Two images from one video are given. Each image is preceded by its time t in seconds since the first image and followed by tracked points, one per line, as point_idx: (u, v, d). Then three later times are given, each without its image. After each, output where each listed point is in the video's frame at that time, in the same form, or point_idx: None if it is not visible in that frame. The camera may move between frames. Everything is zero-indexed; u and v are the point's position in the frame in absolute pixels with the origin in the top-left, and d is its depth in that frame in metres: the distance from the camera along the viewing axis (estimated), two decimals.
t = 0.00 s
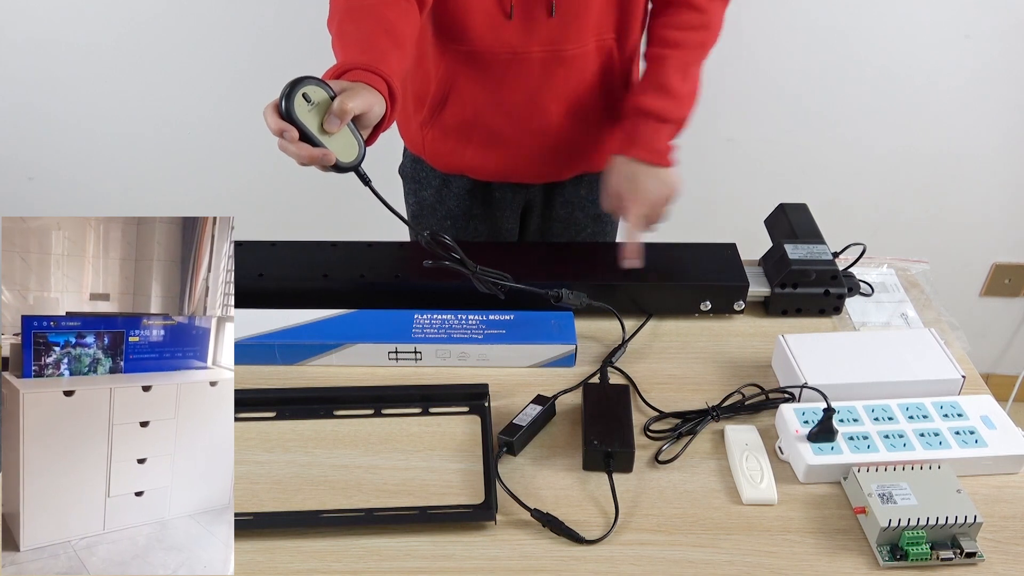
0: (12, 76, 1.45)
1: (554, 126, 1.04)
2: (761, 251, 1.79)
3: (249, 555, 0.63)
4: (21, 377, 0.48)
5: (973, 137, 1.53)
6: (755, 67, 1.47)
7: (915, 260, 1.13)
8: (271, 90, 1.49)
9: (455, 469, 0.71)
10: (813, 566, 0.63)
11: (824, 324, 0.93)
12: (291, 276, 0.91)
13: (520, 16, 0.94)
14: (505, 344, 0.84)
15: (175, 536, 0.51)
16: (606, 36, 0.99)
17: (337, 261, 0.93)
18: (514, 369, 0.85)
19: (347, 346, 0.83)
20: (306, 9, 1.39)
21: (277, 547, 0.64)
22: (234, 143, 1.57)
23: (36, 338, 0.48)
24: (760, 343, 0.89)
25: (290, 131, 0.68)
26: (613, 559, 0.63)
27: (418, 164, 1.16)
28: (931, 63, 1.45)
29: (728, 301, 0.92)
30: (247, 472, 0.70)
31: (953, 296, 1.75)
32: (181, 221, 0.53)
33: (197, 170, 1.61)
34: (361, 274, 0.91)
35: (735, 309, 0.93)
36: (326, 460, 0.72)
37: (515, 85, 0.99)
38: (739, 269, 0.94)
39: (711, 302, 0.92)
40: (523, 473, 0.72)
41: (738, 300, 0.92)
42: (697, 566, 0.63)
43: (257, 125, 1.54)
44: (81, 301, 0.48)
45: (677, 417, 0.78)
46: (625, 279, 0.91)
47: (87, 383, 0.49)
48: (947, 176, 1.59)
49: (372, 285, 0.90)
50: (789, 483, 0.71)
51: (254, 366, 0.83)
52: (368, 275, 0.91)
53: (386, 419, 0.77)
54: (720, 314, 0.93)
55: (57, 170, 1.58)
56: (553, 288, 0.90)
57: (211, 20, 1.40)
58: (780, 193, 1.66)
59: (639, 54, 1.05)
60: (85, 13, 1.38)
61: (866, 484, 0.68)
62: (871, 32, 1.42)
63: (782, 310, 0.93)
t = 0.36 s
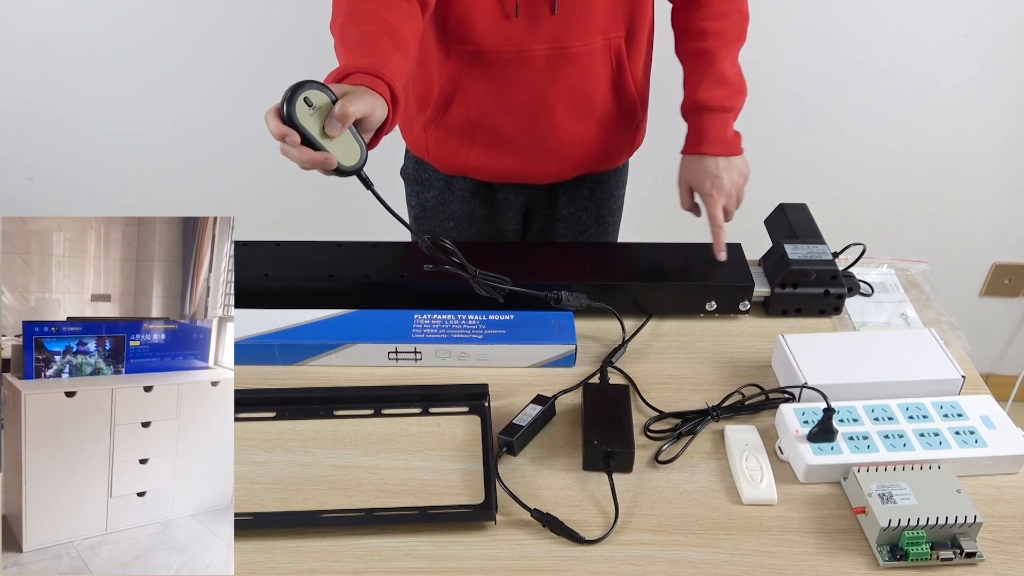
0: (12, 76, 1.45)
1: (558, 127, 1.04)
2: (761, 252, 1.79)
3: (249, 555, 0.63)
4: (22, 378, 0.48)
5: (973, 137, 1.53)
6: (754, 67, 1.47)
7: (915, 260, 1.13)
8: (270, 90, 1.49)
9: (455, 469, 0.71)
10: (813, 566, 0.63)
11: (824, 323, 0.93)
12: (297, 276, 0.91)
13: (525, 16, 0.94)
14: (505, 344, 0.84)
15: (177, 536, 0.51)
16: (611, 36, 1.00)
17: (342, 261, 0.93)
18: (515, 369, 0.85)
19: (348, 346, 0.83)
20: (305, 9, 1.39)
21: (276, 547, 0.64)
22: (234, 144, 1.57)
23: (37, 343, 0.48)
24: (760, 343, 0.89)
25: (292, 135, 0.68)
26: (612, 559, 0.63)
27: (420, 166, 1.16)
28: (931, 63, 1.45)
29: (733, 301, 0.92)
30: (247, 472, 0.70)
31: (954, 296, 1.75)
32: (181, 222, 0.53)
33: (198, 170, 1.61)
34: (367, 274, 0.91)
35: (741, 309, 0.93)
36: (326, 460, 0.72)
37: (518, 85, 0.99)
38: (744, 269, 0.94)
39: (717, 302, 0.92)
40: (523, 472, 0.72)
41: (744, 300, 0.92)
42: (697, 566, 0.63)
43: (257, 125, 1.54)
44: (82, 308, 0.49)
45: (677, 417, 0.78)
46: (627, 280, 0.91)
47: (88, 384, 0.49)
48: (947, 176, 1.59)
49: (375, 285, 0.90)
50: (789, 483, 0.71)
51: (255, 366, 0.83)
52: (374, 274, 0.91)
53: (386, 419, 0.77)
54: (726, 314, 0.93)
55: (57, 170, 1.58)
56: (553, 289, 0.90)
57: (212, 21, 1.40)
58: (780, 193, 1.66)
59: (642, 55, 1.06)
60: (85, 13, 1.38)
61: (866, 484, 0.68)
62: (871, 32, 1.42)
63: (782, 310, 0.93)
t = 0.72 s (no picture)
0: (12, 76, 1.45)
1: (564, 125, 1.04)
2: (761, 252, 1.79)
3: (249, 555, 0.63)
4: (21, 382, 0.48)
5: (973, 137, 1.53)
6: (754, 67, 1.47)
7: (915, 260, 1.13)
8: (271, 90, 1.49)
9: (455, 469, 0.71)
10: (813, 566, 0.63)
11: (824, 324, 0.93)
12: (302, 276, 0.91)
13: (530, 15, 0.94)
14: (506, 344, 0.84)
15: (176, 539, 0.51)
16: (616, 35, 1.00)
17: (346, 262, 0.93)
18: (515, 369, 0.85)
19: (348, 347, 0.83)
20: (306, 9, 1.39)
21: (276, 547, 0.64)
22: (233, 143, 1.57)
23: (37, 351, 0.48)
24: (760, 343, 0.89)
25: (297, 126, 0.67)
26: (612, 559, 0.63)
27: (424, 165, 1.16)
28: (931, 63, 1.45)
29: (738, 301, 0.92)
30: (247, 472, 0.70)
31: (954, 296, 1.75)
32: (179, 224, 0.52)
33: (198, 170, 1.61)
34: (372, 274, 0.91)
35: (746, 309, 0.93)
36: (326, 460, 0.72)
37: (523, 84, 0.99)
38: (749, 269, 0.94)
39: (723, 303, 0.92)
40: (523, 473, 0.72)
41: (750, 300, 0.92)
42: (697, 566, 0.63)
43: (257, 125, 1.54)
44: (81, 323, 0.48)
45: (677, 417, 0.78)
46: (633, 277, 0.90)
47: (87, 389, 0.49)
48: (947, 176, 1.59)
49: (378, 285, 0.90)
50: (789, 483, 0.71)
51: (255, 366, 0.83)
52: (379, 275, 0.91)
53: (386, 419, 0.77)
54: (730, 314, 0.93)
55: (57, 171, 1.58)
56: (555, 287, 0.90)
57: (212, 20, 1.40)
58: (780, 193, 1.66)
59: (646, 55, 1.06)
60: (85, 12, 1.38)
61: (866, 484, 0.68)
62: (871, 32, 1.42)
63: (782, 310, 0.93)
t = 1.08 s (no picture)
0: (12, 77, 1.45)
1: (570, 128, 1.04)
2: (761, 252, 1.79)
3: (249, 555, 0.63)
4: (22, 382, 0.48)
5: (973, 137, 1.53)
6: (754, 67, 1.47)
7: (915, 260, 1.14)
8: (271, 90, 1.49)
9: (455, 469, 0.71)
10: (813, 566, 0.63)
11: (824, 324, 0.93)
12: (307, 276, 0.90)
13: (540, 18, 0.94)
14: (506, 344, 0.84)
15: (177, 539, 0.51)
16: (626, 38, 1.00)
17: (352, 262, 0.92)
18: (515, 369, 0.85)
19: (348, 347, 0.83)
20: (306, 9, 1.40)
21: (276, 547, 0.64)
22: (233, 144, 1.57)
23: (37, 356, 0.49)
24: (759, 343, 0.89)
25: (299, 118, 0.67)
26: (612, 559, 0.63)
27: (434, 163, 1.16)
28: (931, 63, 1.45)
29: (743, 301, 0.92)
30: (246, 472, 0.70)
31: (954, 296, 1.75)
32: (179, 224, 0.52)
33: (198, 170, 1.61)
34: (377, 274, 0.91)
35: (750, 309, 0.93)
36: (326, 460, 0.72)
37: (532, 85, 0.99)
38: (754, 269, 0.94)
39: (727, 303, 0.92)
40: (523, 473, 0.72)
41: (754, 301, 0.92)
42: (697, 566, 0.63)
43: (257, 125, 1.54)
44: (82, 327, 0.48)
45: (677, 417, 0.78)
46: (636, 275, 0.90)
47: (88, 389, 0.49)
48: (947, 176, 1.59)
49: (383, 286, 0.90)
50: (788, 483, 0.71)
51: (255, 366, 0.83)
52: (384, 275, 0.91)
53: (386, 419, 0.77)
54: (735, 314, 0.93)
55: (57, 171, 1.58)
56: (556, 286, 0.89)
57: (212, 21, 1.40)
58: (780, 193, 1.66)
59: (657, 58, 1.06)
60: (86, 13, 1.38)
61: (866, 484, 0.68)
62: (871, 32, 1.42)
63: (782, 310, 0.93)
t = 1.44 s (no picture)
0: (12, 77, 1.45)
1: (549, 140, 1.05)
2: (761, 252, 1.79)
3: (249, 555, 0.63)
4: (22, 381, 0.48)
5: (973, 137, 1.53)
6: (754, 67, 1.47)
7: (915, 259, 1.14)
8: (271, 90, 1.49)
9: (455, 469, 0.71)
10: (813, 566, 0.63)
11: (824, 324, 0.93)
12: (312, 276, 0.90)
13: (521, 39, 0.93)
14: (506, 344, 0.84)
15: (176, 539, 0.51)
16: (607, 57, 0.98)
17: (355, 262, 0.92)
18: (515, 370, 0.85)
19: (348, 347, 0.83)
20: (306, 9, 1.39)
21: (277, 547, 0.64)
22: (233, 144, 1.57)
23: (36, 361, 0.48)
24: (759, 344, 0.89)
25: (292, 136, 0.67)
26: (612, 559, 0.63)
27: (413, 165, 1.16)
28: (931, 63, 1.45)
29: (748, 301, 0.91)
30: (246, 472, 0.70)
31: (953, 296, 1.75)
32: (180, 222, 0.51)
33: (198, 170, 1.61)
34: (381, 274, 0.90)
35: (754, 310, 0.92)
36: (326, 460, 0.72)
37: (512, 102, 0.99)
38: (757, 269, 0.93)
39: (732, 303, 0.92)
40: (523, 473, 0.72)
41: (759, 300, 0.92)
42: (697, 566, 0.63)
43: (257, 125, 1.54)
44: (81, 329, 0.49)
45: (677, 417, 0.78)
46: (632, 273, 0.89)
47: (88, 388, 0.49)
48: (947, 176, 1.59)
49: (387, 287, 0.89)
50: (788, 483, 0.71)
51: (255, 366, 0.83)
52: (388, 275, 0.90)
53: (386, 419, 0.77)
54: (740, 314, 0.93)
55: (57, 172, 1.58)
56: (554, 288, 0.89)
57: (212, 21, 1.40)
58: (780, 193, 1.66)
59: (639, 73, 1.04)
60: (85, 12, 1.38)
61: (866, 484, 0.68)
62: (871, 32, 1.42)
63: (782, 310, 0.93)
